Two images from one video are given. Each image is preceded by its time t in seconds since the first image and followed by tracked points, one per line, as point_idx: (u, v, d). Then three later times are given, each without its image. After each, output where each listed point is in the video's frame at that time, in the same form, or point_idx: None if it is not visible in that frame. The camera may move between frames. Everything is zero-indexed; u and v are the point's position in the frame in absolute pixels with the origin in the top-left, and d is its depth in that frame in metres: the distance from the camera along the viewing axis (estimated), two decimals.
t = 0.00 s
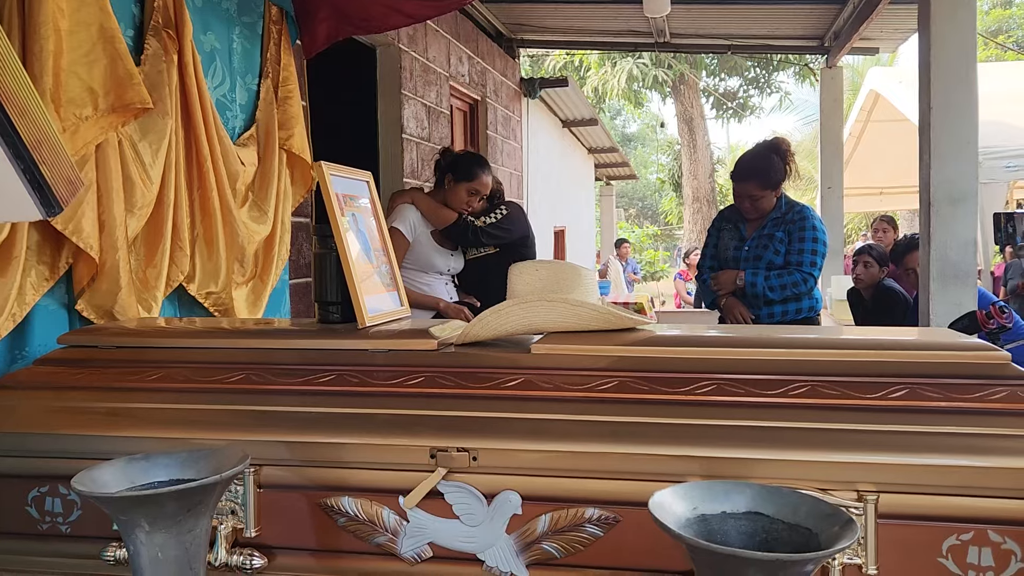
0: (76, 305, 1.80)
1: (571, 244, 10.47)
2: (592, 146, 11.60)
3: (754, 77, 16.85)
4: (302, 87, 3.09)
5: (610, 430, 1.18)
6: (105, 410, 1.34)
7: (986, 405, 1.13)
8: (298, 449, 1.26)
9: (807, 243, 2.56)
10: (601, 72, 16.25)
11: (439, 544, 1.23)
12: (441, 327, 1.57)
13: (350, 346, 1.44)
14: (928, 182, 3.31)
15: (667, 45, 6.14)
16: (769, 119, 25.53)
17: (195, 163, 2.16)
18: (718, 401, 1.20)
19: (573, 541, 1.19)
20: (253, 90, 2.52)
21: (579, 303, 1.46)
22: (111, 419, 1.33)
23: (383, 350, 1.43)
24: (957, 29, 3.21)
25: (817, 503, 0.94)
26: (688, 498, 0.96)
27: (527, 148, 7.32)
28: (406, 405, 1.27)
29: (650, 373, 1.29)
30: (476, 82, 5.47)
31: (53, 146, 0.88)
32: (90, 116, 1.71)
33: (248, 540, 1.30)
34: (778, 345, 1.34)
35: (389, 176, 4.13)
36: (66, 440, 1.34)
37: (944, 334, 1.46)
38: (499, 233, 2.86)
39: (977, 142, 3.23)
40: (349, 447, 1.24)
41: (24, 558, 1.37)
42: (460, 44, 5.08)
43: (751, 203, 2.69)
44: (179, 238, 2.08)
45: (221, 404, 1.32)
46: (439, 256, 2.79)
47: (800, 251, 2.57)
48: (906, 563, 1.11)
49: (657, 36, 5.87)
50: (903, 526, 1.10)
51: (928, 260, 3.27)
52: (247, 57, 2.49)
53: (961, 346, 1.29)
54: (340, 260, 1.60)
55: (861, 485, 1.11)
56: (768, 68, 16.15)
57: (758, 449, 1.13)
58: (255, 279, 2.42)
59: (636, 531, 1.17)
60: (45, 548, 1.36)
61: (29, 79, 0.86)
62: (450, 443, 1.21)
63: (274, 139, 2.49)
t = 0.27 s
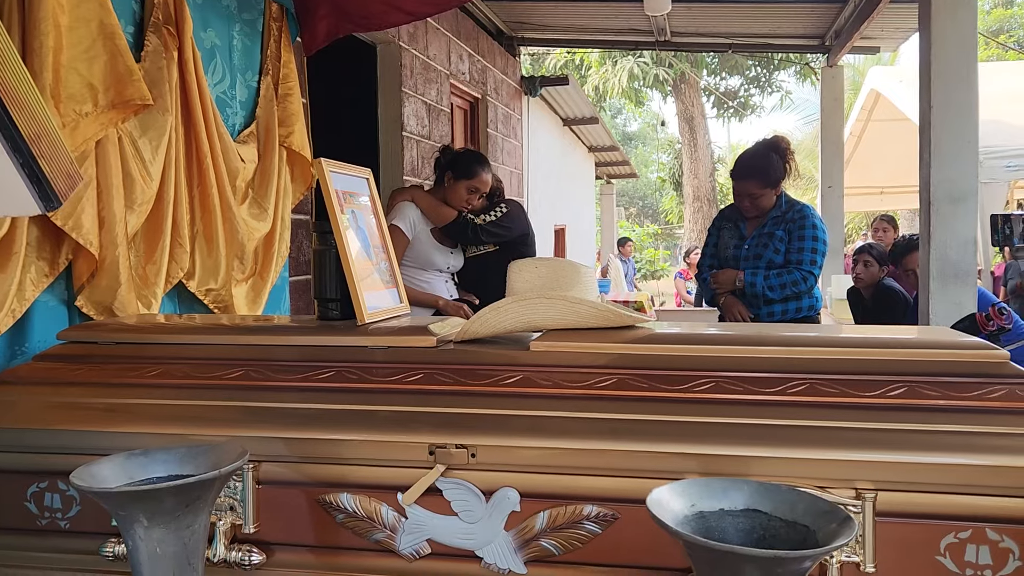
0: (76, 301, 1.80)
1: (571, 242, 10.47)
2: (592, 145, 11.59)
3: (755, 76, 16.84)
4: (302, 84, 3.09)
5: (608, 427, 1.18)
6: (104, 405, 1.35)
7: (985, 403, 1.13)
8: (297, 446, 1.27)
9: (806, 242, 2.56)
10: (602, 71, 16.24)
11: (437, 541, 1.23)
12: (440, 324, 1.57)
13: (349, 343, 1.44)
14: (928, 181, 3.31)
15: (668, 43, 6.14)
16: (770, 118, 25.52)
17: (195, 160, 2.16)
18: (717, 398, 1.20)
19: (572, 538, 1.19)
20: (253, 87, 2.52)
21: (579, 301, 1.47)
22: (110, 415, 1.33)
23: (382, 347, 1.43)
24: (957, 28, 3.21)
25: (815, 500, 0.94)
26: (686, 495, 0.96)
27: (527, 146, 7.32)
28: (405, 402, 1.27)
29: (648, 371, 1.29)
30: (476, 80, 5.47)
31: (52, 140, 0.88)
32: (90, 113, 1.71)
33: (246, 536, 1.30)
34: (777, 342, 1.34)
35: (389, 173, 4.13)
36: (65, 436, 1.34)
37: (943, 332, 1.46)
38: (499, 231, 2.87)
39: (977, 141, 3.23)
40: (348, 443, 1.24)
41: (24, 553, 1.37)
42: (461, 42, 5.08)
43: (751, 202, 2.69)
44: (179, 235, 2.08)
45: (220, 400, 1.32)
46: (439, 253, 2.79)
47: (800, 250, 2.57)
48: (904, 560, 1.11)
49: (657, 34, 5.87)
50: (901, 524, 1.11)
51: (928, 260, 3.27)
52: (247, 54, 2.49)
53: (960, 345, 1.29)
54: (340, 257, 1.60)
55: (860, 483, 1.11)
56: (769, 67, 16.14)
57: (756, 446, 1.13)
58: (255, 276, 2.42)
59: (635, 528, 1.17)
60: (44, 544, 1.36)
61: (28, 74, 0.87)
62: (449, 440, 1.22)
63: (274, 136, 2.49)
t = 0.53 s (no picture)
0: (78, 298, 1.80)
1: (573, 241, 10.47)
2: (594, 143, 11.58)
3: (757, 76, 16.82)
4: (304, 82, 3.09)
5: (610, 425, 1.18)
6: (106, 402, 1.35)
7: (986, 402, 1.13)
8: (298, 443, 1.27)
9: (809, 240, 2.56)
10: (604, 70, 16.23)
11: (438, 538, 1.23)
12: (441, 322, 1.57)
13: (350, 340, 1.44)
14: (930, 181, 3.30)
15: (670, 42, 6.13)
16: (772, 118, 25.48)
17: (197, 157, 2.16)
18: (718, 396, 1.20)
19: (573, 536, 1.19)
20: (256, 85, 2.52)
21: (580, 298, 1.46)
22: (112, 411, 1.33)
23: (383, 344, 1.43)
24: (960, 27, 3.21)
25: (816, 498, 0.94)
26: (687, 493, 0.96)
27: (529, 145, 7.31)
28: (406, 399, 1.27)
29: (650, 368, 1.29)
30: (479, 78, 5.47)
31: (54, 136, 0.88)
32: (92, 109, 1.71)
33: (248, 533, 1.30)
34: (778, 341, 1.34)
35: (391, 171, 4.13)
36: (66, 432, 1.34)
37: (945, 331, 1.46)
38: (501, 229, 2.86)
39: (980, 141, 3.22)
40: (350, 440, 1.24)
41: (25, 549, 1.37)
42: (463, 41, 5.07)
43: (754, 200, 2.69)
44: (180, 231, 2.08)
45: (221, 397, 1.32)
46: (441, 252, 2.79)
47: (802, 248, 2.57)
48: (905, 560, 1.11)
49: (660, 33, 5.86)
50: (902, 523, 1.10)
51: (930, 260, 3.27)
52: (249, 52, 2.49)
53: (961, 344, 1.29)
54: (342, 254, 1.60)
55: (861, 482, 1.10)
56: (772, 66, 16.12)
57: (758, 445, 1.13)
58: (257, 274, 2.42)
59: (636, 526, 1.17)
60: (46, 540, 1.36)
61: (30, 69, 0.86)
62: (450, 437, 1.22)
63: (276, 134, 2.50)
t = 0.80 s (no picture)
0: (82, 296, 1.81)
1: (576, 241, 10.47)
2: (597, 143, 11.57)
3: (760, 76, 16.79)
4: (308, 81, 3.09)
5: (613, 425, 1.18)
6: (110, 400, 1.35)
7: (991, 403, 1.13)
8: (302, 441, 1.27)
9: (812, 240, 2.56)
10: (607, 69, 16.21)
11: (442, 537, 1.23)
12: (445, 321, 1.57)
13: (354, 339, 1.44)
14: (934, 181, 3.30)
15: (673, 42, 6.12)
16: (775, 118, 25.45)
17: (201, 157, 2.16)
18: (722, 396, 1.20)
19: (576, 535, 1.19)
20: (259, 83, 2.52)
21: (584, 298, 1.46)
22: (116, 409, 1.33)
23: (387, 343, 1.43)
24: (965, 27, 3.20)
25: (821, 498, 0.94)
26: (692, 492, 0.96)
27: (532, 144, 7.31)
28: (410, 398, 1.27)
29: (654, 368, 1.29)
30: (482, 77, 5.46)
31: (59, 133, 0.88)
32: (96, 107, 1.72)
33: (252, 531, 1.30)
34: (782, 341, 1.34)
35: (394, 170, 4.13)
36: (70, 430, 1.34)
37: (949, 331, 1.46)
38: (505, 228, 2.86)
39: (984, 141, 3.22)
40: (353, 439, 1.24)
41: (29, 546, 1.37)
42: (466, 40, 5.07)
43: (758, 200, 2.68)
44: (184, 230, 2.08)
45: (225, 395, 1.32)
46: (445, 251, 2.78)
47: (806, 248, 2.56)
48: (909, 561, 1.10)
49: (663, 33, 5.85)
50: (907, 523, 1.10)
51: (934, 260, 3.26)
52: (253, 51, 2.49)
53: (966, 344, 1.29)
54: (345, 253, 1.60)
55: (865, 482, 1.10)
56: (775, 66, 16.10)
57: (761, 444, 1.12)
58: (260, 272, 2.42)
59: (640, 526, 1.17)
60: (50, 538, 1.36)
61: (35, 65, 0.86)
62: (454, 436, 1.22)
63: (279, 132, 2.50)
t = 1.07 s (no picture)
0: (87, 295, 1.81)
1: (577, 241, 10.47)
2: (599, 143, 11.56)
3: (763, 76, 16.78)
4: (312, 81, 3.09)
5: (619, 425, 1.18)
6: (115, 399, 1.35)
7: (997, 404, 1.13)
8: (307, 441, 1.27)
9: (815, 240, 2.56)
10: (609, 69, 16.21)
11: (447, 537, 1.23)
12: (449, 321, 1.58)
13: (358, 339, 1.45)
14: (937, 182, 3.29)
15: (676, 42, 6.12)
16: (777, 118, 25.43)
17: (205, 157, 2.16)
18: (727, 396, 1.20)
19: (581, 535, 1.19)
20: (263, 83, 2.52)
21: (589, 298, 1.46)
22: (121, 408, 1.34)
23: (392, 343, 1.44)
24: (968, 27, 3.20)
25: (827, 499, 0.94)
26: (698, 493, 0.96)
27: (534, 144, 7.31)
28: (415, 398, 1.27)
29: (659, 368, 1.29)
30: (484, 77, 5.46)
31: (73, 133, 0.88)
32: (102, 107, 1.72)
33: (257, 530, 1.30)
34: (787, 342, 1.34)
35: (397, 170, 4.14)
36: (76, 429, 1.34)
37: (954, 332, 1.46)
38: (508, 228, 2.86)
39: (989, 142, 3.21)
40: (358, 439, 1.25)
41: (35, 545, 1.38)
42: (469, 40, 5.07)
43: (761, 201, 2.68)
44: (188, 229, 2.08)
45: (231, 395, 1.32)
46: (448, 251, 2.79)
47: (809, 248, 2.56)
48: (914, 562, 1.10)
49: (666, 33, 5.85)
50: (912, 524, 1.10)
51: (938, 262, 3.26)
52: (257, 51, 2.49)
53: (971, 345, 1.29)
54: (350, 253, 1.60)
55: (871, 483, 1.10)
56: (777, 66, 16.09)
57: (767, 445, 1.12)
58: (264, 272, 2.43)
59: (645, 526, 1.17)
60: (56, 537, 1.37)
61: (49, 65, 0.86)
62: (459, 436, 1.22)
63: (283, 132, 2.50)
